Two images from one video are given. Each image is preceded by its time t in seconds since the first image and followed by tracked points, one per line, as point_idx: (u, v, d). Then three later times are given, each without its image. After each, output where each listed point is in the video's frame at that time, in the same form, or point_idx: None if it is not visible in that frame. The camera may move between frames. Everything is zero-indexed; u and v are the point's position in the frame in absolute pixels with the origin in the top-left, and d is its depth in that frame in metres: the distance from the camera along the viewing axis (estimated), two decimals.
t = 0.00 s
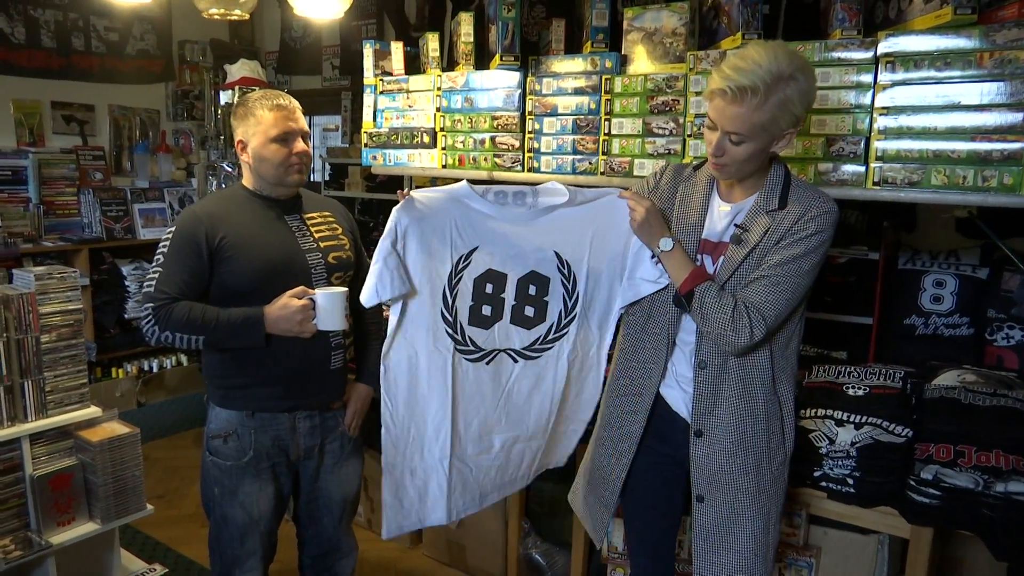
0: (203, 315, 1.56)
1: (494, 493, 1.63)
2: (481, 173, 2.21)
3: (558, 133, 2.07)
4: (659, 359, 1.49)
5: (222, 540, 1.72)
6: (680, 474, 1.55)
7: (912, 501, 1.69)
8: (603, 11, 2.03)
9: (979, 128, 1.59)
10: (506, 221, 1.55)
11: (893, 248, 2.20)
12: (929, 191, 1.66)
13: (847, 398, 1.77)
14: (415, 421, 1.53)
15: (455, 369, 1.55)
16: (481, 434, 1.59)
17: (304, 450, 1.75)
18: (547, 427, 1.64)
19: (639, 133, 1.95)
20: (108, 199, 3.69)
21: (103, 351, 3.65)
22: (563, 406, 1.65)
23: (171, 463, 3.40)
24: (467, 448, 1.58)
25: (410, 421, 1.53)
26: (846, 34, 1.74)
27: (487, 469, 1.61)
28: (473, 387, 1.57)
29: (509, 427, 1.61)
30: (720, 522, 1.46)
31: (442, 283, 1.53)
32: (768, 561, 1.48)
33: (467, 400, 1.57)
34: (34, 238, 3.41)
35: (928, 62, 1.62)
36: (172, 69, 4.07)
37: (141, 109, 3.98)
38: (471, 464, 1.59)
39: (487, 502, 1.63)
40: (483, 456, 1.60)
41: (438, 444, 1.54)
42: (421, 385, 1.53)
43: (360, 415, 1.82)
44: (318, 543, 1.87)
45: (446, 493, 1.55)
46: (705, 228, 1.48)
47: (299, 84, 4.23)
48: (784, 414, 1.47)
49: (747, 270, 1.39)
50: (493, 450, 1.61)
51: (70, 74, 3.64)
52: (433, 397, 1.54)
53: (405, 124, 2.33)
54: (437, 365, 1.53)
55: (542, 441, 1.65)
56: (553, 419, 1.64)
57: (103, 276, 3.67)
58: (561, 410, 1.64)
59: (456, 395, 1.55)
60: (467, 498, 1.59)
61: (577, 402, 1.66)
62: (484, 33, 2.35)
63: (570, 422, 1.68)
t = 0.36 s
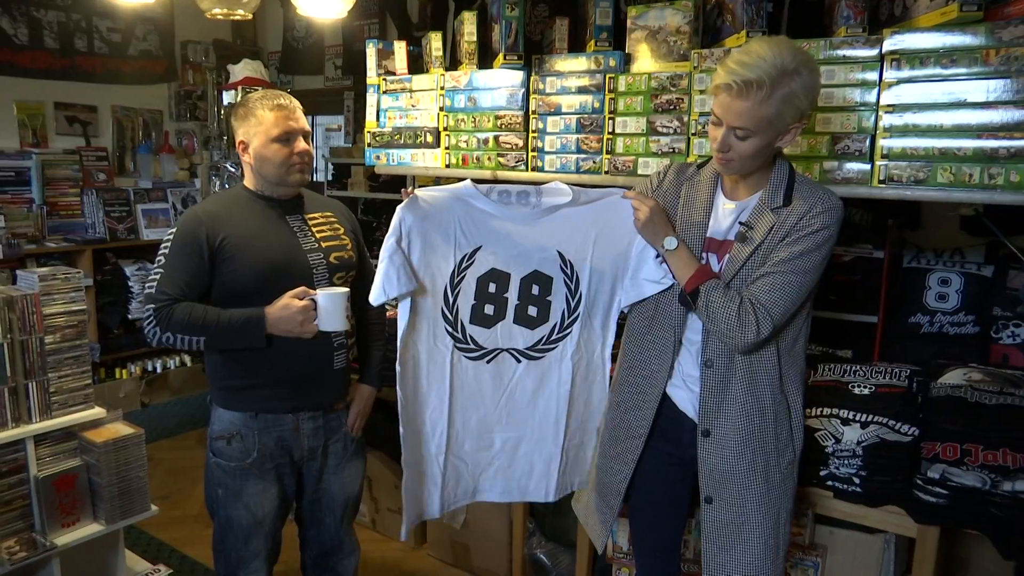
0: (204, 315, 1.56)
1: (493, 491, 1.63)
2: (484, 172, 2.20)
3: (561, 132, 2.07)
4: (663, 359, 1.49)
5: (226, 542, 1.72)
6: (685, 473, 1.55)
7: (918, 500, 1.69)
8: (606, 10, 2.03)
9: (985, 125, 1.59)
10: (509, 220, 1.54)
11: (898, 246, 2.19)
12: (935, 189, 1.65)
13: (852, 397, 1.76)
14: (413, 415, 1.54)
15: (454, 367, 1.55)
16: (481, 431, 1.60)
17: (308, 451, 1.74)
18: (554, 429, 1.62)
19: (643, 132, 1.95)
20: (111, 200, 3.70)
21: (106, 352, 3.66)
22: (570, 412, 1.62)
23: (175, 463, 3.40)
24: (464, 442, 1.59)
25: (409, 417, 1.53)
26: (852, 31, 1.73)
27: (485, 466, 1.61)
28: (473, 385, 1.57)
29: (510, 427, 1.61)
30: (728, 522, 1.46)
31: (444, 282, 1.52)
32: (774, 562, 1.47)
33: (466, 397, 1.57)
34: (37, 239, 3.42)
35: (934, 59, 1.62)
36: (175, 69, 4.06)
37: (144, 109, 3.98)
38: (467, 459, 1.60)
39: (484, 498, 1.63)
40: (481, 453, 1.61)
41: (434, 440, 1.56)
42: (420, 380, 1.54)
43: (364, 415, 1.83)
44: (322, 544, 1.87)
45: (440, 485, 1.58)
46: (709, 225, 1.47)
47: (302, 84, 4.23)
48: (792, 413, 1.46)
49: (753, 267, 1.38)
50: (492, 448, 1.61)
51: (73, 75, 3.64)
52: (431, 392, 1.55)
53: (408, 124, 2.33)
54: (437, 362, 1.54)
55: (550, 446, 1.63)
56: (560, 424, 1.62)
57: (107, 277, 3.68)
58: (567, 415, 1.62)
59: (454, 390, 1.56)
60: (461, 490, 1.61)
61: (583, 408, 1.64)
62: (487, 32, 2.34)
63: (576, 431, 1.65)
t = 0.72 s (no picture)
0: (208, 318, 1.56)
1: (494, 493, 1.60)
2: (489, 174, 2.20)
3: (566, 133, 2.07)
4: (670, 360, 1.49)
5: (231, 543, 1.72)
6: (691, 475, 1.54)
7: (926, 501, 1.69)
8: (611, 11, 2.03)
9: (992, 125, 1.58)
10: (512, 222, 1.55)
11: (904, 246, 2.18)
12: (942, 189, 1.64)
13: (860, 399, 1.74)
14: (410, 409, 1.56)
15: (454, 366, 1.55)
16: (482, 432, 1.58)
17: (313, 453, 1.74)
18: (559, 434, 1.57)
19: (649, 133, 1.95)
20: (117, 202, 3.71)
21: (112, 354, 3.67)
22: (577, 419, 1.56)
23: (180, 465, 3.41)
24: (462, 438, 1.58)
25: (404, 410, 1.56)
26: (857, 31, 1.73)
27: (485, 467, 1.59)
28: (474, 385, 1.56)
29: (513, 429, 1.58)
30: (735, 522, 1.46)
31: (447, 282, 1.53)
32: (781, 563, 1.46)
33: (466, 397, 1.57)
34: (43, 241, 3.43)
35: (940, 59, 1.61)
36: (180, 72, 4.08)
37: (149, 111, 3.99)
38: (466, 458, 1.59)
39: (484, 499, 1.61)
40: (481, 453, 1.59)
41: (430, 434, 1.57)
42: (418, 375, 1.55)
43: (368, 417, 1.81)
44: (327, 546, 1.87)
45: (436, 481, 1.57)
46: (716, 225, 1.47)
47: (306, 86, 4.24)
48: (800, 414, 1.46)
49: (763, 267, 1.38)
50: (493, 450, 1.59)
51: (78, 78, 3.66)
52: (429, 389, 1.55)
53: (413, 125, 2.33)
54: (436, 358, 1.54)
55: (554, 452, 1.57)
56: (566, 429, 1.56)
57: (112, 280, 3.69)
58: (574, 421, 1.56)
59: (454, 389, 1.56)
60: (457, 489, 1.59)
61: (595, 414, 1.57)
62: (491, 34, 2.35)
63: (586, 441, 1.58)
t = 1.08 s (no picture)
0: (212, 320, 1.56)
1: (498, 500, 1.60)
2: (491, 175, 2.21)
3: (569, 135, 2.07)
4: (676, 363, 1.50)
5: (235, 546, 1.72)
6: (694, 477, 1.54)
7: (931, 502, 1.69)
8: (613, 12, 2.02)
9: (995, 126, 1.58)
10: (510, 225, 1.55)
11: (908, 247, 2.17)
12: (945, 190, 1.64)
13: (864, 400, 1.74)
14: (411, 414, 1.56)
15: (454, 370, 1.55)
16: (484, 438, 1.58)
17: (316, 455, 1.75)
18: (563, 439, 1.56)
19: (651, 135, 1.95)
20: (120, 205, 3.71)
21: (115, 356, 3.67)
22: (580, 422, 1.56)
23: (183, 467, 3.41)
24: (464, 444, 1.58)
25: (404, 414, 1.56)
26: (859, 32, 1.73)
27: (489, 473, 1.58)
28: (474, 390, 1.56)
29: (515, 434, 1.58)
30: (741, 527, 1.46)
31: (444, 285, 1.53)
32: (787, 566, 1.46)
33: (468, 401, 1.57)
34: (46, 244, 3.43)
35: (942, 60, 1.61)
36: (182, 74, 4.08)
37: (151, 114, 4.00)
38: (470, 464, 1.59)
39: (489, 505, 1.60)
40: (484, 459, 1.58)
41: (433, 439, 1.56)
42: (417, 379, 1.56)
43: (371, 419, 1.83)
44: (330, 548, 1.87)
45: (439, 487, 1.57)
46: (718, 226, 1.47)
47: (309, 89, 4.25)
48: (804, 417, 1.46)
49: (768, 269, 1.38)
50: (496, 455, 1.59)
51: (81, 81, 3.66)
52: (430, 394, 1.55)
53: (416, 128, 2.33)
54: (436, 362, 1.54)
55: (558, 457, 1.57)
56: (568, 434, 1.56)
57: (115, 282, 3.70)
58: (578, 425, 1.56)
59: (454, 394, 1.55)
60: (461, 495, 1.59)
61: (597, 418, 1.57)
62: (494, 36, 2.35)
63: (588, 444, 1.58)
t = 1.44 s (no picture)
0: (214, 323, 1.56)
1: (497, 501, 1.60)
2: (491, 177, 2.21)
3: (569, 137, 2.07)
4: (675, 367, 1.50)
5: (236, 547, 1.72)
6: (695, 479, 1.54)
7: (931, 504, 1.68)
8: (613, 14, 2.02)
9: (994, 127, 1.58)
10: (508, 230, 1.55)
11: (908, 249, 2.17)
12: (944, 192, 1.64)
13: (864, 402, 1.75)
14: (410, 416, 1.57)
15: (451, 373, 1.55)
16: (482, 439, 1.58)
17: (317, 457, 1.75)
18: (562, 443, 1.55)
19: (650, 136, 1.95)
20: (120, 207, 3.71)
21: (115, 358, 3.67)
22: (579, 426, 1.55)
23: (184, 469, 3.41)
24: (463, 445, 1.58)
25: (403, 417, 1.57)
26: (859, 34, 1.73)
27: (487, 475, 1.59)
28: (473, 392, 1.57)
29: (514, 436, 1.58)
30: (743, 529, 1.45)
31: (442, 290, 1.54)
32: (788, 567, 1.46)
33: (467, 404, 1.57)
34: (47, 246, 3.44)
35: (942, 62, 1.61)
36: (183, 77, 4.09)
37: (152, 116, 4.00)
38: (469, 465, 1.59)
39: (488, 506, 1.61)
40: (483, 460, 1.59)
41: (431, 440, 1.57)
42: (416, 381, 1.56)
43: (372, 421, 1.83)
44: (331, 549, 1.87)
45: (438, 487, 1.58)
46: (717, 228, 1.46)
47: (309, 91, 4.25)
48: (805, 419, 1.47)
49: (768, 271, 1.38)
50: (495, 456, 1.59)
51: (82, 83, 3.67)
52: (429, 396, 1.56)
53: (416, 130, 2.34)
54: (434, 365, 1.55)
55: (557, 460, 1.56)
56: (567, 438, 1.55)
57: (115, 284, 3.70)
58: (577, 428, 1.55)
59: (452, 396, 1.56)
60: (461, 495, 1.59)
61: (597, 423, 1.55)
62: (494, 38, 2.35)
63: (587, 449, 1.56)
